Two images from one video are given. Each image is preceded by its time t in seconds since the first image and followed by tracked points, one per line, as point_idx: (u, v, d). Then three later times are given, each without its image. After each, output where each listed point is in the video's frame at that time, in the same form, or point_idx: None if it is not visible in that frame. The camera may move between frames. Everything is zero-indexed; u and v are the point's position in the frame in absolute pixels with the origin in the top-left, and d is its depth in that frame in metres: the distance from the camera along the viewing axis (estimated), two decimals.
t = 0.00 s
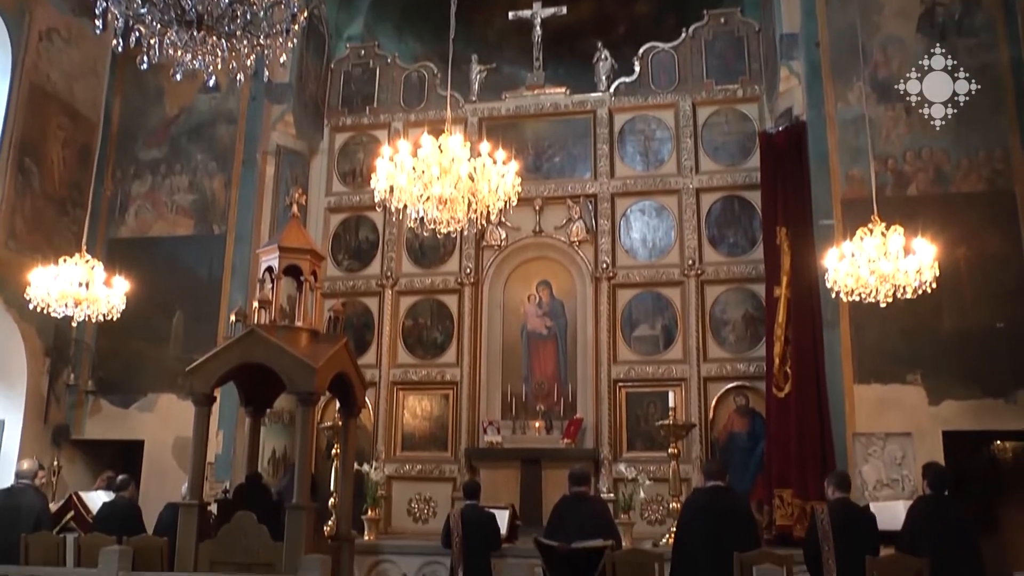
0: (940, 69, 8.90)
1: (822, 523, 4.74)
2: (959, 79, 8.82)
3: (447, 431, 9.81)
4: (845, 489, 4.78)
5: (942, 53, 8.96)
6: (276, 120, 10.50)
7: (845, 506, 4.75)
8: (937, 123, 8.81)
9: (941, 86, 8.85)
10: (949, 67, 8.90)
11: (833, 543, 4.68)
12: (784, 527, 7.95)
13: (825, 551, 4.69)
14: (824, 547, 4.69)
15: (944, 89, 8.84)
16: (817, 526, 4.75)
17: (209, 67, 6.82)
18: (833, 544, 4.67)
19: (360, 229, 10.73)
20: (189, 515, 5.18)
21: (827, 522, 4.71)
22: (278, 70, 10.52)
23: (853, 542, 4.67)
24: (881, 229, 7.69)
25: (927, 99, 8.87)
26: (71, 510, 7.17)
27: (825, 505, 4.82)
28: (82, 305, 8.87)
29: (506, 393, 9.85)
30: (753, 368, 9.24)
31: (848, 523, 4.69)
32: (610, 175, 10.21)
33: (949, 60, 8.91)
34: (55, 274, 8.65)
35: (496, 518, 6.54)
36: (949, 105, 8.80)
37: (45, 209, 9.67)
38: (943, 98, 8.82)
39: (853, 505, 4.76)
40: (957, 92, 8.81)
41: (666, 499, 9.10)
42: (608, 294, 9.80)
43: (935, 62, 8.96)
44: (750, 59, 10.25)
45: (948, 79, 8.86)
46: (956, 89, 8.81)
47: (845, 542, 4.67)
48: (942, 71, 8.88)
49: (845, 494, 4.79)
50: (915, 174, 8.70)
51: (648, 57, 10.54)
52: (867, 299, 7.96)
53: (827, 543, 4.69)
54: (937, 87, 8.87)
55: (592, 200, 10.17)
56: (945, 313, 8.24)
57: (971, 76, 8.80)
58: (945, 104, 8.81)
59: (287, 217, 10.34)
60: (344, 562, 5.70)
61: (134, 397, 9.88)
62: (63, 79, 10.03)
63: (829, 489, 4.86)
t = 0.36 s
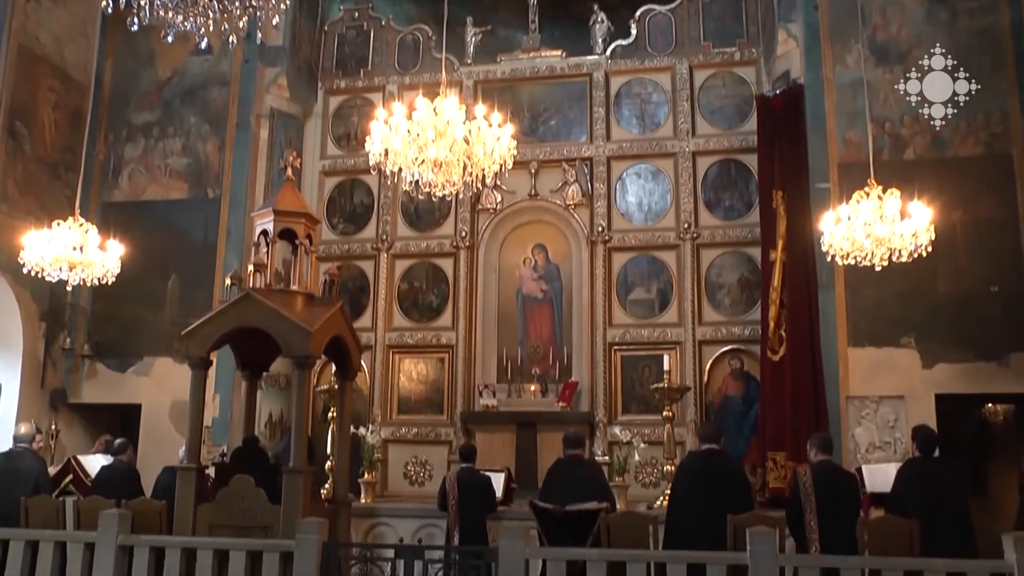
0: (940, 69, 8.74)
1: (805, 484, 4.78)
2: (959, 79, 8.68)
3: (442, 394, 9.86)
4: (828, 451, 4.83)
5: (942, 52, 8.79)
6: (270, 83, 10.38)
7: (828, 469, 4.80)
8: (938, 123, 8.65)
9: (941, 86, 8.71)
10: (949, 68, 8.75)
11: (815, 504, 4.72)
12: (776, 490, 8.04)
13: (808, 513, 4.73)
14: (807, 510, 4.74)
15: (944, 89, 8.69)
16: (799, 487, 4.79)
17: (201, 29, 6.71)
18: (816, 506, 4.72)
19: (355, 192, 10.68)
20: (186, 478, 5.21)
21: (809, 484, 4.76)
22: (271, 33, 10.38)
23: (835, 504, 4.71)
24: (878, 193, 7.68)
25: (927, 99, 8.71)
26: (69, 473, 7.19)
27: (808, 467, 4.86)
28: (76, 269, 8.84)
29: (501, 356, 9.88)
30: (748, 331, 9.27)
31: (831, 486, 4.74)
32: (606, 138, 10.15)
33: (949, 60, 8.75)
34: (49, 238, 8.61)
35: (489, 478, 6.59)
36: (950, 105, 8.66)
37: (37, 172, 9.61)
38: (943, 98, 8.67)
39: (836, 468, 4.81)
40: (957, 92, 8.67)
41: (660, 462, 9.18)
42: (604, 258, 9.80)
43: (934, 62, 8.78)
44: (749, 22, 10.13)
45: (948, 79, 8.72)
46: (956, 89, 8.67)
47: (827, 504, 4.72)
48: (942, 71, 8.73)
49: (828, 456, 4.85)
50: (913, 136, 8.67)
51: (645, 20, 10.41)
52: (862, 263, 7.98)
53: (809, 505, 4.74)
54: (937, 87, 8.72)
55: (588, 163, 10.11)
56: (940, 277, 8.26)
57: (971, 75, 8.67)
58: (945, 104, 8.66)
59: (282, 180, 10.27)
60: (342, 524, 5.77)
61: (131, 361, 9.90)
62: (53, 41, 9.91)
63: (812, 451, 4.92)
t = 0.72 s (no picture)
0: (940, 69, 8.61)
1: (791, 453, 4.80)
2: (959, 78, 8.55)
3: (441, 363, 9.90)
4: (815, 420, 4.85)
5: (942, 53, 8.65)
6: (266, 51, 10.28)
7: (814, 436, 4.81)
8: (937, 123, 8.50)
9: (941, 86, 8.57)
10: (949, 68, 8.62)
11: (801, 472, 4.75)
12: (773, 459, 8.08)
13: (794, 481, 4.76)
14: (793, 477, 4.76)
15: (944, 89, 8.55)
16: (786, 455, 4.82)
17: None
18: (802, 473, 4.75)
19: (352, 160, 10.61)
20: (186, 447, 5.23)
21: (795, 452, 4.78)
22: None
23: (821, 472, 4.74)
24: (877, 161, 7.64)
25: (928, 99, 8.56)
26: (70, 442, 7.21)
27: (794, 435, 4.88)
28: (73, 239, 8.81)
29: (499, 324, 9.88)
30: (746, 300, 9.29)
31: (817, 454, 4.76)
32: (604, 106, 10.07)
33: (949, 60, 8.62)
34: (45, 208, 8.57)
35: (488, 445, 6.64)
36: (950, 105, 8.51)
37: (31, 140, 9.55)
38: (943, 98, 8.53)
39: (822, 436, 4.82)
40: (958, 92, 8.53)
41: (657, 430, 9.23)
42: (602, 226, 9.77)
43: (934, 62, 8.65)
44: None
45: (948, 79, 8.58)
46: (956, 89, 8.53)
47: (813, 470, 4.75)
48: (942, 71, 8.60)
49: (815, 424, 4.86)
50: (913, 105, 8.62)
51: None
52: (861, 231, 7.97)
53: (796, 473, 4.76)
54: (937, 87, 8.58)
55: (586, 131, 10.05)
56: (939, 245, 8.26)
57: (971, 75, 8.53)
58: (946, 103, 8.51)
59: (279, 148, 10.20)
60: (340, 493, 5.80)
61: (129, 330, 9.91)
62: (45, 8, 9.80)
63: (798, 420, 4.93)
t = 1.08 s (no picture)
0: (940, 69, 8.52)
1: (785, 428, 4.83)
2: (959, 78, 8.45)
3: (441, 338, 9.92)
4: (808, 395, 4.86)
5: (942, 53, 8.55)
6: (264, 25, 10.21)
7: (807, 411, 4.84)
8: (937, 123, 8.43)
9: (940, 86, 8.48)
10: (949, 67, 8.52)
11: (795, 447, 4.77)
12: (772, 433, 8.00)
13: (788, 456, 4.79)
14: (787, 452, 4.79)
15: (944, 90, 8.47)
16: (781, 431, 4.85)
17: None
18: (796, 448, 4.77)
19: (351, 135, 10.55)
20: (188, 422, 5.25)
21: (789, 428, 4.81)
22: None
23: (816, 448, 4.76)
24: (879, 136, 7.60)
25: (927, 99, 8.49)
26: (72, 418, 7.21)
27: (788, 410, 4.91)
28: (72, 215, 8.79)
29: (500, 299, 9.89)
30: (746, 275, 9.29)
31: (810, 429, 4.78)
32: (605, 81, 10.01)
33: (949, 60, 8.52)
34: (44, 184, 8.54)
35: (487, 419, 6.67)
36: (950, 105, 8.44)
37: (28, 116, 9.51)
38: (942, 98, 8.45)
39: (815, 411, 4.85)
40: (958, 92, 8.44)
41: (657, 405, 9.26)
42: (601, 201, 9.75)
43: (934, 62, 8.56)
44: None
45: (948, 79, 8.48)
46: (955, 88, 8.44)
47: (806, 444, 4.77)
48: (942, 71, 8.50)
49: (808, 400, 4.88)
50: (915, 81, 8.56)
51: None
52: (862, 206, 7.95)
53: (789, 448, 4.79)
54: (937, 87, 8.50)
55: (587, 106, 10.00)
56: (939, 221, 8.24)
57: (971, 75, 8.43)
58: (945, 104, 8.44)
59: (277, 124, 10.12)
60: (342, 468, 5.82)
61: (129, 306, 9.91)
62: None
63: (792, 395, 4.94)
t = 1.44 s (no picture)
0: (940, 69, 8.44)
1: (788, 407, 4.84)
2: (959, 78, 8.38)
3: (441, 318, 9.93)
4: (812, 374, 4.88)
5: (942, 52, 8.47)
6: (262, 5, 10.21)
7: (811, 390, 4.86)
8: (937, 124, 8.36)
9: (940, 86, 8.41)
10: (949, 67, 8.44)
11: (798, 427, 4.79)
12: (772, 413, 8.05)
13: (791, 435, 4.81)
14: (790, 431, 4.81)
15: (944, 90, 8.40)
16: (784, 410, 4.86)
17: None
18: (799, 428, 4.79)
19: (351, 115, 10.46)
20: (189, 403, 5.26)
21: (793, 407, 4.82)
22: None
23: (818, 427, 4.78)
24: (881, 114, 7.56)
25: (927, 99, 8.43)
26: (74, 398, 7.21)
27: (792, 390, 4.93)
28: (71, 194, 8.77)
29: (500, 280, 9.90)
30: (746, 255, 9.28)
31: (814, 409, 4.79)
32: (605, 60, 9.95)
33: (949, 60, 8.43)
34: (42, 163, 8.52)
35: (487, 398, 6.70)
36: (950, 105, 8.36)
37: (26, 96, 9.47)
38: (942, 98, 8.38)
39: (819, 390, 4.86)
40: (958, 92, 8.37)
41: (657, 385, 9.29)
42: (602, 180, 9.72)
43: (933, 62, 8.48)
44: None
45: (948, 79, 8.41)
46: (955, 88, 8.37)
47: (810, 424, 4.78)
48: (942, 72, 8.42)
49: (812, 379, 4.90)
50: (917, 60, 8.52)
51: None
52: (863, 185, 7.92)
53: (792, 427, 4.81)
54: (936, 87, 8.43)
55: (587, 85, 9.94)
56: (940, 201, 8.23)
57: (971, 75, 8.35)
58: (945, 104, 8.37)
59: (277, 104, 10.07)
60: (342, 448, 5.83)
61: (130, 286, 9.92)
62: None
63: (796, 375, 4.96)
